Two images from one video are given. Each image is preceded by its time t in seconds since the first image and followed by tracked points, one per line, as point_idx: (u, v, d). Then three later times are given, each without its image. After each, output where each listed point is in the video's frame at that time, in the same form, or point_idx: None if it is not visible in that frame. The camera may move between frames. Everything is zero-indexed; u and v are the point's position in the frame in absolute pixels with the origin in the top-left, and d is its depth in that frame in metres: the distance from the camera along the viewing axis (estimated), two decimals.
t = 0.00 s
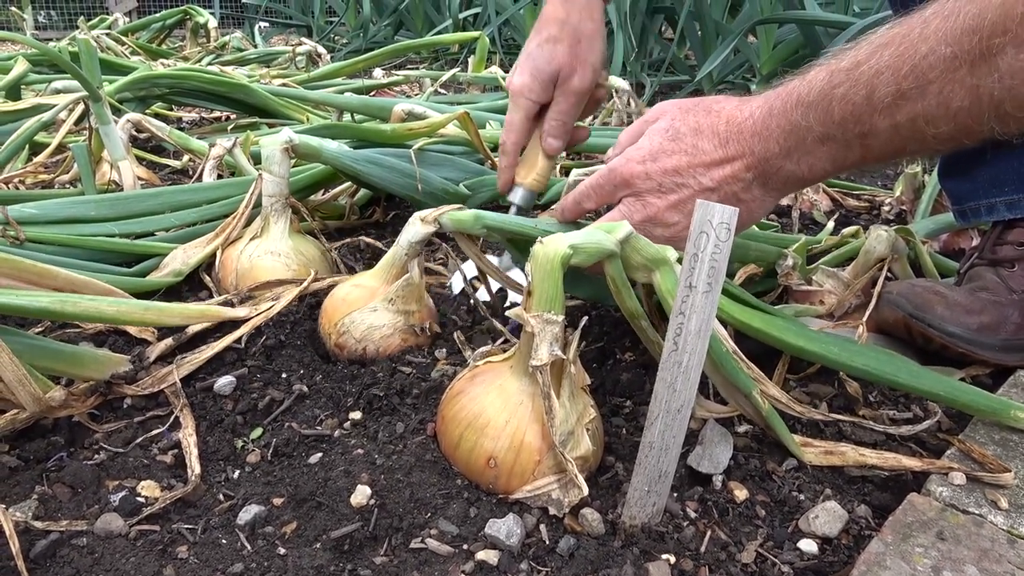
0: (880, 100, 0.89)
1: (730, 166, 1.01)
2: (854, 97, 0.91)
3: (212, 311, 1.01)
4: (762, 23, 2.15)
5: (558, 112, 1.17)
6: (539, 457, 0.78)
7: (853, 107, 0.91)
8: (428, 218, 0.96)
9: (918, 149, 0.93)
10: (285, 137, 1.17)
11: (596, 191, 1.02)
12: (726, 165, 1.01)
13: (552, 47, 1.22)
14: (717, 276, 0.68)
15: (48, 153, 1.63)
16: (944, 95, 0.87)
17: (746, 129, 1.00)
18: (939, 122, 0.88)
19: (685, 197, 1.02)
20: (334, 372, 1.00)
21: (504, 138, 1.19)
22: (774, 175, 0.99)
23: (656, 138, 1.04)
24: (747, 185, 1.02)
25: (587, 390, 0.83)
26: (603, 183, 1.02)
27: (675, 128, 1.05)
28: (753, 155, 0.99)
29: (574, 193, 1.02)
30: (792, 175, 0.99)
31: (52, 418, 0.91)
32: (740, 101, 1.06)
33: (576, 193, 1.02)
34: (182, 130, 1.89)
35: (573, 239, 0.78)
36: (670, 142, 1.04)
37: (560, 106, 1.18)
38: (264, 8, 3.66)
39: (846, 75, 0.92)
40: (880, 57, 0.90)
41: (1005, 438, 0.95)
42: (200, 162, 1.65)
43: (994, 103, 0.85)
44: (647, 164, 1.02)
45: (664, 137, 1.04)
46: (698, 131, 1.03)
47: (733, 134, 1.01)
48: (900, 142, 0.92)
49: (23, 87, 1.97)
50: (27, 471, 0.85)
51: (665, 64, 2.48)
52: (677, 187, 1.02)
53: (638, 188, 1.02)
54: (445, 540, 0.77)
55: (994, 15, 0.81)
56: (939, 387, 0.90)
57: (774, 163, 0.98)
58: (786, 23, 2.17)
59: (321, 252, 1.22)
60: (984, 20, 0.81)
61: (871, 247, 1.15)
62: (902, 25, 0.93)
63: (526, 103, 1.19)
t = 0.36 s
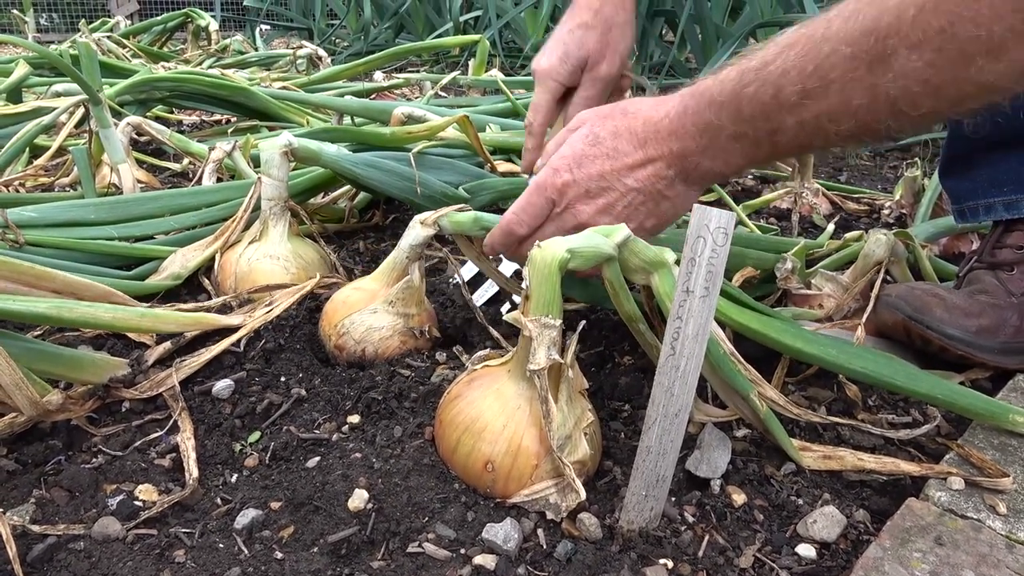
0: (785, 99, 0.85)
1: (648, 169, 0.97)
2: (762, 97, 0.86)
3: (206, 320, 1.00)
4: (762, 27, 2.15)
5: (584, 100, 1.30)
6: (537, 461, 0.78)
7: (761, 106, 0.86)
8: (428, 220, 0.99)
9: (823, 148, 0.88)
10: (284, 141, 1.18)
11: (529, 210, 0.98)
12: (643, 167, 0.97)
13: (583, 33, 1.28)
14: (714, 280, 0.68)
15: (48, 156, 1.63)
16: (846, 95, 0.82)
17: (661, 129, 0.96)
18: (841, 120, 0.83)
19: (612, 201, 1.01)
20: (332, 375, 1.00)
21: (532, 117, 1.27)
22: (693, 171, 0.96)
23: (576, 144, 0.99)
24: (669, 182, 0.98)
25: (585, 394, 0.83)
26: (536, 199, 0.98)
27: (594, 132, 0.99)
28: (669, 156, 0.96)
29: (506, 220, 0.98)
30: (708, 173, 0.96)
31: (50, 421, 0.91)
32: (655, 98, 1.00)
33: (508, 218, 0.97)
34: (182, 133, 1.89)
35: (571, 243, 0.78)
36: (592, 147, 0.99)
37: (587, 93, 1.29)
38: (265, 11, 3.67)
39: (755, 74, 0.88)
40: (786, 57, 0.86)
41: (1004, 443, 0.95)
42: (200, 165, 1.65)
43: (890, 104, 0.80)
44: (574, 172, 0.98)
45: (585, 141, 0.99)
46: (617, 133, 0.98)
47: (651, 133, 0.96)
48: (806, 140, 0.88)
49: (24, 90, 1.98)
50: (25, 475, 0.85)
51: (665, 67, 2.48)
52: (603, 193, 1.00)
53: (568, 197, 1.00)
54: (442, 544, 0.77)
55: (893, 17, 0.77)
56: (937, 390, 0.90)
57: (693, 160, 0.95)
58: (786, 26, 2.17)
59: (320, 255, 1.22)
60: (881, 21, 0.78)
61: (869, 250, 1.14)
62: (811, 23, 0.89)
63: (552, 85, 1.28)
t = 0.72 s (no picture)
0: (735, 106, 0.84)
1: (607, 186, 0.99)
2: (712, 107, 0.86)
3: (212, 322, 1.01)
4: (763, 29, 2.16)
5: (594, 76, 1.34)
6: (541, 463, 0.78)
7: (712, 116, 0.86)
8: (434, 223, 1.00)
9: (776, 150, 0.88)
10: (287, 144, 1.18)
11: (488, 234, 1.02)
12: (601, 185, 0.99)
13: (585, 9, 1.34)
14: (718, 283, 0.68)
15: (52, 159, 1.64)
16: (794, 98, 0.81)
17: (613, 148, 0.97)
18: (788, 122, 0.83)
19: (571, 222, 1.04)
20: (336, 379, 1.00)
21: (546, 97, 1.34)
22: (649, 185, 0.98)
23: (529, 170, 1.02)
24: (628, 196, 1.00)
25: (589, 396, 0.83)
26: (494, 225, 1.01)
27: (545, 157, 1.01)
28: (625, 172, 0.97)
29: (469, 239, 1.03)
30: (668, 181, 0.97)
31: (55, 425, 0.91)
32: (602, 115, 1.02)
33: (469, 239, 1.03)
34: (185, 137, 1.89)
35: (574, 246, 0.78)
36: (542, 172, 1.01)
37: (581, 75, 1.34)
38: (267, 15, 3.68)
39: (704, 85, 0.87)
40: (733, 65, 0.85)
41: (1007, 445, 0.95)
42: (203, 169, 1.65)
43: (837, 103, 0.79)
44: (529, 201, 1.00)
45: (533, 169, 1.01)
46: (567, 156, 1.00)
47: (603, 153, 0.98)
48: (757, 145, 0.88)
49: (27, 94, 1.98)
50: (30, 478, 0.86)
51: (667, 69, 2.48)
52: (562, 216, 1.03)
53: (528, 224, 1.02)
54: (447, 547, 0.77)
55: (833, 18, 0.75)
56: (939, 391, 0.90)
57: (648, 173, 0.96)
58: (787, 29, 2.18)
59: (323, 258, 1.22)
60: (820, 22, 0.76)
61: (871, 253, 1.14)
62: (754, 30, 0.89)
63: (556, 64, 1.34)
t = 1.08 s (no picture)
0: (700, 95, 0.79)
1: (579, 163, 0.93)
2: (677, 94, 0.80)
3: (221, 328, 1.01)
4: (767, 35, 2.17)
5: (614, 58, 1.32)
6: (550, 470, 0.78)
7: (678, 102, 0.81)
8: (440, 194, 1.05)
9: (737, 136, 0.84)
10: (295, 151, 1.18)
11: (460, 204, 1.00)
12: (573, 163, 0.93)
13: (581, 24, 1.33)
14: (727, 291, 0.68)
15: (58, 164, 1.64)
16: (755, 91, 0.76)
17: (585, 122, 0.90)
18: (749, 112, 0.79)
19: (547, 201, 0.98)
20: (344, 385, 1.01)
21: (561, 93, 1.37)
22: (622, 165, 0.92)
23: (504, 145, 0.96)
24: (601, 174, 0.94)
25: (597, 404, 0.83)
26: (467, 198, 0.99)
27: (519, 136, 0.95)
28: (597, 151, 0.91)
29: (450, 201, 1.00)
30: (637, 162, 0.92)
31: (65, 431, 0.91)
32: (578, 91, 0.93)
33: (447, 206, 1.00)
34: (190, 141, 1.90)
35: (584, 254, 0.79)
36: (519, 151, 0.95)
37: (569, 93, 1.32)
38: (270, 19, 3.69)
39: (672, 69, 0.81)
40: (700, 53, 0.79)
41: (1014, 453, 0.95)
42: (209, 173, 1.66)
43: (796, 97, 0.75)
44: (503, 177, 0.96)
45: (510, 149, 0.96)
46: (540, 135, 0.93)
47: (574, 131, 0.91)
48: (720, 131, 0.84)
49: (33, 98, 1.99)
50: (41, 484, 0.86)
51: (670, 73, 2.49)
52: (538, 195, 0.97)
53: (503, 202, 0.99)
54: (457, 553, 0.77)
55: (796, 17, 0.71)
56: (947, 399, 0.90)
57: (619, 152, 0.90)
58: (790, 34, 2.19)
59: (330, 263, 1.23)
60: (785, 21, 0.72)
61: (877, 259, 1.14)
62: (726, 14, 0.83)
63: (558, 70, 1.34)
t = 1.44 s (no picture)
0: (713, 119, 0.86)
1: (589, 194, 0.99)
2: (690, 120, 0.87)
3: (226, 332, 1.01)
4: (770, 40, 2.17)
5: (619, 63, 1.35)
6: (557, 476, 0.79)
7: (690, 128, 0.87)
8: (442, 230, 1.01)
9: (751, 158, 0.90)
10: (300, 156, 1.17)
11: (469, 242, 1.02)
12: (584, 194, 0.99)
13: None
14: (734, 297, 0.68)
15: (63, 168, 1.65)
16: (768, 112, 0.83)
17: (595, 156, 0.97)
18: (762, 133, 0.85)
19: (556, 231, 1.02)
20: (350, 389, 1.01)
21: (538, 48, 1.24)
22: (631, 192, 0.99)
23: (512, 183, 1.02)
24: (610, 205, 1.00)
25: (603, 409, 0.83)
26: (474, 232, 1.01)
27: (527, 171, 1.01)
28: (608, 180, 0.97)
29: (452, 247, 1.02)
30: (647, 189, 0.98)
31: (72, 434, 0.91)
32: (580, 126, 1.02)
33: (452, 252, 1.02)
34: (194, 145, 1.90)
35: (592, 261, 0.78)
36: (529, 183, 1.01)
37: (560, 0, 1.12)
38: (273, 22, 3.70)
39: (682, 98, 0.88)
40: (709, 80, 0.86)
41: (1020, 459, 0.95)
42: (213, 177, 1.66)
43: (809, 116, 0.82)
44: (512, 212, 1.00)
45: (519, 182, 1.01)
46: (550, 168, 0.99)
47: (584, 163, 0.98)
48: (731, 154, 0.90)
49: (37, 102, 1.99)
50: (48, 488, 0.86)
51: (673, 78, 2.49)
52: (546, 226, 1.02)
53: (512, 235, 1.01)
54: (464, 559, 0.77)
55: (807, 39, 0.78)
56: (952, 405, 0.90)
57: (629, 183, 0.97)
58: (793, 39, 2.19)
59: (335, 267, 1.23)
60: (795, 40, 0.78)
61: (882, 265, 1.14)
62: (730, 41, 0.90)
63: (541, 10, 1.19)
